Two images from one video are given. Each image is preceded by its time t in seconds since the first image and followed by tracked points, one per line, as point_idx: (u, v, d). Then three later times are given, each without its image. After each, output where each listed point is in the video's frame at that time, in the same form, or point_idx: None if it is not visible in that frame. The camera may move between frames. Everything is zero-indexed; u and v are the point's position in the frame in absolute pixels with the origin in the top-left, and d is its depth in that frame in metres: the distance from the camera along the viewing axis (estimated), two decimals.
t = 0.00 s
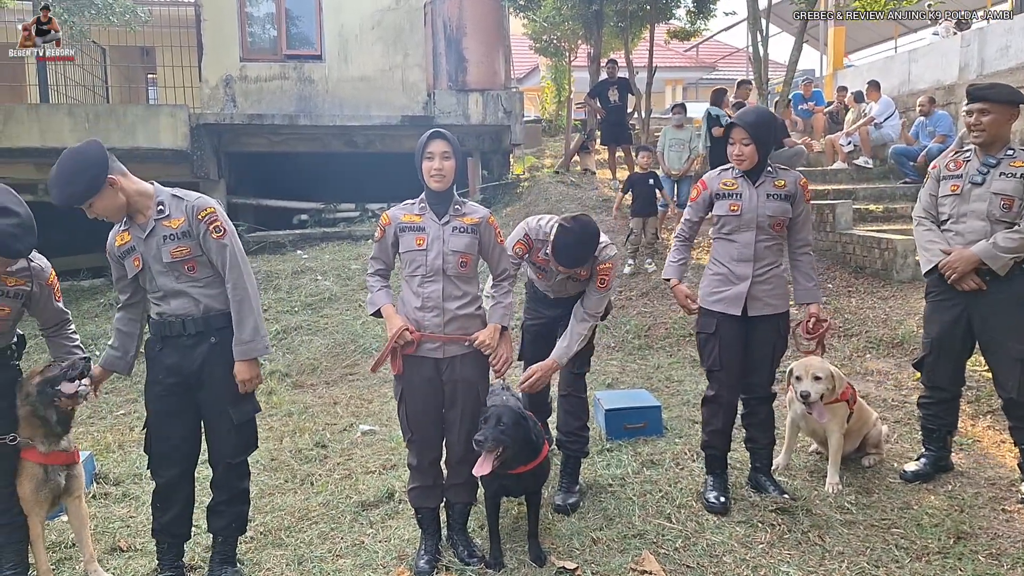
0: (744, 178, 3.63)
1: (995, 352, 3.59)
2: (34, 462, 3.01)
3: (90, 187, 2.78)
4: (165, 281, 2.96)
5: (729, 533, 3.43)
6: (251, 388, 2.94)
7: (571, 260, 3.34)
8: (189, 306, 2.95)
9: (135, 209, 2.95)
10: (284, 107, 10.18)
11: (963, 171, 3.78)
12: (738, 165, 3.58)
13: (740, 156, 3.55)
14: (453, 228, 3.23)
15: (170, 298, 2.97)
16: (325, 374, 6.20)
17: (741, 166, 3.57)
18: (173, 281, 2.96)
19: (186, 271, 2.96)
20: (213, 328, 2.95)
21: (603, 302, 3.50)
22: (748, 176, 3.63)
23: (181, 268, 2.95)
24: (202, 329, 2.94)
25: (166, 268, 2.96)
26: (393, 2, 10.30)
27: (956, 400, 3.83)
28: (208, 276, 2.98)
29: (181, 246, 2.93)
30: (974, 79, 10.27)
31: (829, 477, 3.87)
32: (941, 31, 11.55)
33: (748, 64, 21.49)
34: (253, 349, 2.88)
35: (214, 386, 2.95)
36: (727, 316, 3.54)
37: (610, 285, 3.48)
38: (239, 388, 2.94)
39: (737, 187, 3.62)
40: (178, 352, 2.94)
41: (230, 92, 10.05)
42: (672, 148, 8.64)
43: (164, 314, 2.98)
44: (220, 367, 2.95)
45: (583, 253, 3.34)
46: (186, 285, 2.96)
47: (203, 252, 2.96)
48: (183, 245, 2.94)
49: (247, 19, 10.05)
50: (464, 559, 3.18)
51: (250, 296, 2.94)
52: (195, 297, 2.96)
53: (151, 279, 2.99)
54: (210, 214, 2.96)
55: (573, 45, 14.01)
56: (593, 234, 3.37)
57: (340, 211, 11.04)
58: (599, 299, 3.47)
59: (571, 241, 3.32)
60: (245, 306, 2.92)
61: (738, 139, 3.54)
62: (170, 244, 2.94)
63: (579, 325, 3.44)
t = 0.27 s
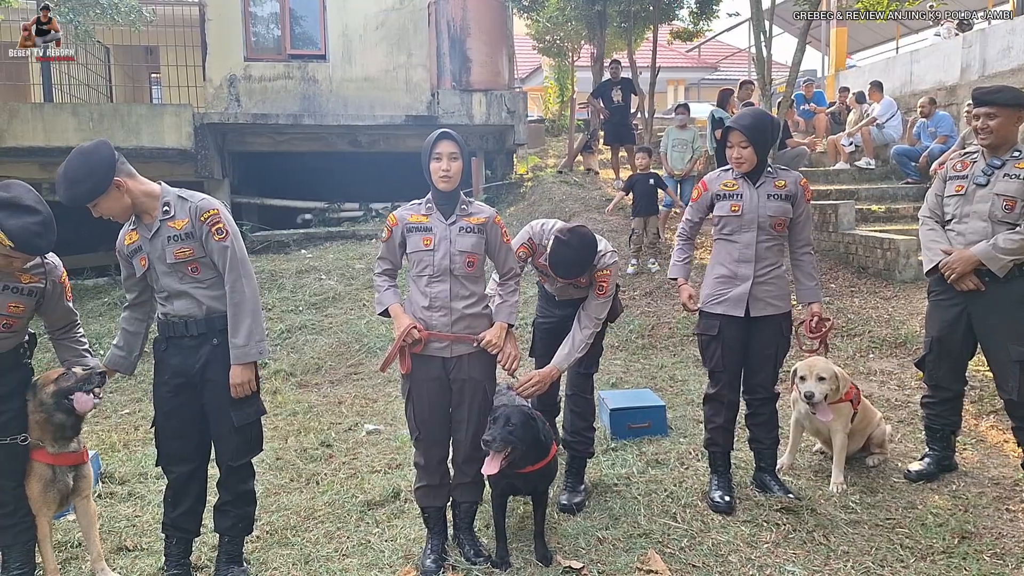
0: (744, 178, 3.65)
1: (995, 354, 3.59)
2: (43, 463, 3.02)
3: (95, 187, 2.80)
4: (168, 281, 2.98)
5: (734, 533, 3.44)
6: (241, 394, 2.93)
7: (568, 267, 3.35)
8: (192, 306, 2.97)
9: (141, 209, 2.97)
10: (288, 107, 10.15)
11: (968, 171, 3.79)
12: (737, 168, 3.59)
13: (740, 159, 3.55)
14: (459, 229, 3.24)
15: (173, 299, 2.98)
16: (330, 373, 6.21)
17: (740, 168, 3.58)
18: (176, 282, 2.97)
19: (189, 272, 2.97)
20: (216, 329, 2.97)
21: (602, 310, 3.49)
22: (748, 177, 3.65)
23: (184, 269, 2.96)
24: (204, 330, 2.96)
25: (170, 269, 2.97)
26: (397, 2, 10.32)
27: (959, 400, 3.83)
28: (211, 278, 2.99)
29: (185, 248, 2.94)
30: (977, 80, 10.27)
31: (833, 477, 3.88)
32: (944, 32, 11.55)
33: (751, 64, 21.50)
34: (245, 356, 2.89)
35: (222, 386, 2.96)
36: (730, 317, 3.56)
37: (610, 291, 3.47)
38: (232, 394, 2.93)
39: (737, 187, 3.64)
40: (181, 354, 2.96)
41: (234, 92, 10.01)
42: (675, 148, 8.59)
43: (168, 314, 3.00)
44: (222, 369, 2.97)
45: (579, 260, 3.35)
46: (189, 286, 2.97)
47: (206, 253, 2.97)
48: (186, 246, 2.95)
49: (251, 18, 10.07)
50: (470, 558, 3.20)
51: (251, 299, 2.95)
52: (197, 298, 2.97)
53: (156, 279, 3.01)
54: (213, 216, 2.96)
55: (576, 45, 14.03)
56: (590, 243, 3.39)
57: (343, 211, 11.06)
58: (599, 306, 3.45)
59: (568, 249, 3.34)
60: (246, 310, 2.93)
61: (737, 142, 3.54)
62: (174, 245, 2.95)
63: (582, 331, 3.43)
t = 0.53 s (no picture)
0: (745, 177, 3.64)
1: (995, 352, 3.58)
2: (48, 465, 3.02)
3: (98, 185, 2.79)
4: (171, 281, 2.97)
5: (738, 532, 3.43)
6: (242, 396, 2.89)
7: (568, 271, 3.34)
8: (194, 307, 2.96)
9: (145, 208, 2.96)
10: (288, 106, 10.14)
11: (972, 170, 3.78)
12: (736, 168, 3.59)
13: (741, 157, 3.54)
14: (462, 228, 3.23)
15: (175, 299, 2.98)
16: (332, 373, 6.21)
17: (740, 167, 3.57)
18: (178, 281, 2.97)
19: (191, 272, 2.96)
20: (216, 330, 2.96)
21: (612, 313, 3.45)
22: (750, 176, 3.63)
23: (186, 270, 2.96)
24: (205, 331, 2.95)
25: (172, 269, 2.96)
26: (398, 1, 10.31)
27: (962, 398, 3.82)
28: (213, 278, 2.98)
29: (187, 248, 2.93)
30: (978, 79, 10.26)
31: (836, 475, 3.87)
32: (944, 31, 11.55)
33: (752, 64, 21.49)
34: (246, 358, 2.87)
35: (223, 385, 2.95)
36: (733, 316, 3.54)
37: (616, 293, 3.44)
38: (234, 396, 2.90)
39: (738, 186, 3.63)
40: (182, 354, 2.95)
41: (235, 91, 10.00)
42: (676, 148, 8.51)
43: (169, 314, 2.99)
44: (223, 369, 2.96)
45: (580, 264, 3.34)
46: (191, 286, 2.96)
47: (209, 254, 2.95)
48: (189, 246, 2.93)
49: (252, 17, 10.07)
50: (474, 558, 3.19)
51: (253, 301, 2.94)
52: (198, 299, 2.96)
53: (158, 277, 3.00)
54: (217, 216, 2.95)
55: (577, 44, 14.02)
56: (591, 246, 3.38)
57: (345, 210, 11.06)
58: (606, 308, 3.43)
59: (568, 252, 3.34)
60: (246, 312, 2.91)
61: (738, 141, 3.54)
62: (176, 245, 2.93)
63: (592, 334, 3.40)
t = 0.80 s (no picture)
0: (745, 175, 3.63)
1: (995, 350, 3.57)
2: (49, 467, 3.02)
3: (101, 184, 2.78)
4: (170, 281, 2.96)
5: (739, 530, 3.42)
6: (242, 398, 2.89)
7: (563, 271, 3.32)
8: (193, 307, 2.95)
9: (145, 206, 2.95)
10: (288, 106, 10.12)
11: (972, 167, 3.76)
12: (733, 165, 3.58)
13: (741, 156, 3.53)
14: (463, 227, 3.22)
15: (174, 299, 2.97)
16: (332, 373, 6.20)
17: (741, 166, 3.56)
18: (178, 281, 2.95)
19: (191, 272, 2.95)
20: (216, 330, 2.95)
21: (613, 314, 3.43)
22: (751, 174, 3.62)
23: (186, 269, 2.94)
24: (204, 332, 2.93)
25: (172, 268, 2.95)
26: None
27: (962, 395, 3.81)
28: (212, 279, 2.97)
29: (187, 248, 2.92)
30: (977, 77, 10.24)
31: (837, 473, 3.86)
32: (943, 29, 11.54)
33: (752, 62, 21.47)
34: (245, 359, 2.85)
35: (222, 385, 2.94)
36: (734, 315, 3.53)
37: (617, 293, 3.42)
38: (233, 398, 2.90)
39: (738, 184, 3.63)
40: (180, 354, 2.94)
41: (234, 91, 9.98)
42: (676, 146, 8.52)
43: (168, 315, 2.98)
44: (221, 370, 2.95)
45: (577, 264, 3.32)
46: (190, 286, 2.95)
47: (208, 254, 2.94)
48: (188, 246, 2.92)
49: (251, 17, 10.04)
50: (474, 558, 3.17)
51: (253, 302, 2.92)
52: (197, 299, 2.95)
53: (158, 277, 2.99)
54: (217, 216, 2.93)
55: (577, 43, 14.00)
56: (588, 245, 3.36)
57: (344, 210, 11.05)
58: (607, 309, 3.41)
59: (564, 251, 3.32)
60: (246, 313, 2.90)
61: (738, 139, 3.52)
62: (176, 245, 2.92)
63: (593, 335, 3.38)
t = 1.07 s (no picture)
0: (741, 173, 3.62)
1: (992, 348, 3.57)
2: (45, 468, 3.01)
3: (94, 183, 2.77)
4: (165, 281, 2.95)
5: (736, 529, 3.42)
6: (237, 399, 2.89)
7: (553, 270, 3.28)
8: (187, 307, 2.94)
9: (140, 206, 2.94)
10: (285, 105, 10.10)
11: (969, 167, 3.76)
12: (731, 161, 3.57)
13: (738, 155, 3.52)
14: (460, 226, 3.21)
15: (168, 299, 2.95)
16: (329, 372, 6.19)
17: (739, 164, 3.56)
18: (172, 281, 2.94)
19: (185, 272, 2.93)
20: (210, 331, 2.93)
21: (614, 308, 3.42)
22: (747, 172, 3.62)
23: (180, 269, 2.93)
24: (198, 332, 2.92)
25: (167, 268, 2.94)
26: None
27: (959, 393, 3.81)
28: (207, 279, 2.96)
29: (182, 247, 2.91)
30: (973, 76, 10.25)
31: (834, 472, 3.86)
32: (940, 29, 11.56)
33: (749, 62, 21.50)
34: (240, 360, 2.85)
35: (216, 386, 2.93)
36: (732, 314, 3.53)
37: (616, 290, 3.41)
38: (227, 399, 2.89)
39: (734, 182, 3.62)
40: (174, 355, 2.93)
41: (231, 90, 9.97)
42: (673, 145, 8.54)
43: (162, 315, 2.96)
44: (215, 371, 2.93)
45: (566, 263, 3.28)
46: (185, 286, 2.94)
47: (203, 254, 2.93)
48: (183, 246, 2.91)
49: (248, 16, 10.01)
50: (472, 558, 3.17)
51: (248, 302, 2.92)
52: (192, 299, 2.94)
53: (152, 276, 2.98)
54: (212, 216, 2.93)
55: (574, 43, 13.99)
56: (576, 244, 3.32)
57: (341, 209, 11.05)
58: (609, 306, 3.40)
59: (551, 250, 3.29)
60: (241, 314, 2.89)
61: (736, 138, 3.51)
62: (171, 244, 2.91)
63: (598, 333, 3.38)
